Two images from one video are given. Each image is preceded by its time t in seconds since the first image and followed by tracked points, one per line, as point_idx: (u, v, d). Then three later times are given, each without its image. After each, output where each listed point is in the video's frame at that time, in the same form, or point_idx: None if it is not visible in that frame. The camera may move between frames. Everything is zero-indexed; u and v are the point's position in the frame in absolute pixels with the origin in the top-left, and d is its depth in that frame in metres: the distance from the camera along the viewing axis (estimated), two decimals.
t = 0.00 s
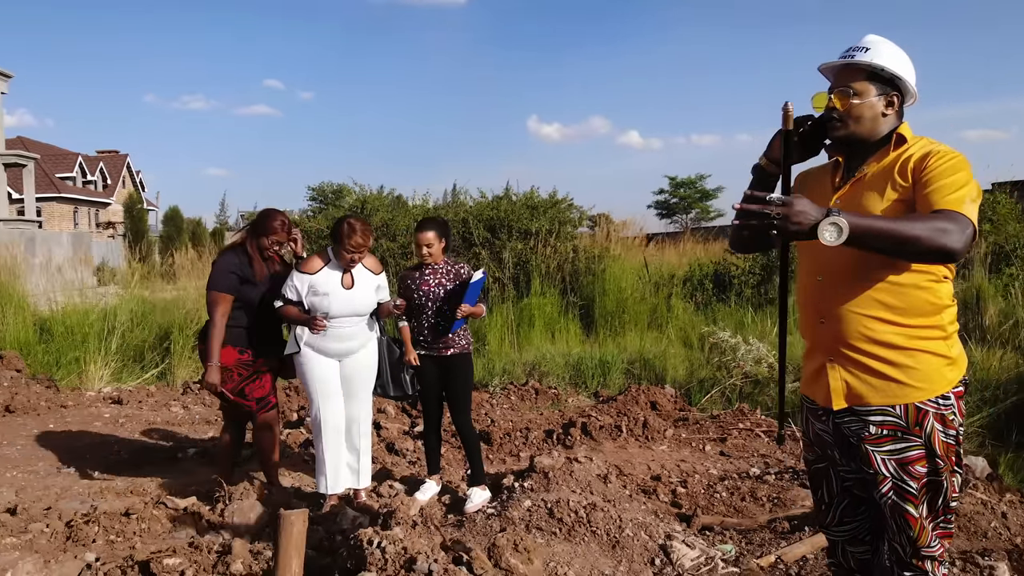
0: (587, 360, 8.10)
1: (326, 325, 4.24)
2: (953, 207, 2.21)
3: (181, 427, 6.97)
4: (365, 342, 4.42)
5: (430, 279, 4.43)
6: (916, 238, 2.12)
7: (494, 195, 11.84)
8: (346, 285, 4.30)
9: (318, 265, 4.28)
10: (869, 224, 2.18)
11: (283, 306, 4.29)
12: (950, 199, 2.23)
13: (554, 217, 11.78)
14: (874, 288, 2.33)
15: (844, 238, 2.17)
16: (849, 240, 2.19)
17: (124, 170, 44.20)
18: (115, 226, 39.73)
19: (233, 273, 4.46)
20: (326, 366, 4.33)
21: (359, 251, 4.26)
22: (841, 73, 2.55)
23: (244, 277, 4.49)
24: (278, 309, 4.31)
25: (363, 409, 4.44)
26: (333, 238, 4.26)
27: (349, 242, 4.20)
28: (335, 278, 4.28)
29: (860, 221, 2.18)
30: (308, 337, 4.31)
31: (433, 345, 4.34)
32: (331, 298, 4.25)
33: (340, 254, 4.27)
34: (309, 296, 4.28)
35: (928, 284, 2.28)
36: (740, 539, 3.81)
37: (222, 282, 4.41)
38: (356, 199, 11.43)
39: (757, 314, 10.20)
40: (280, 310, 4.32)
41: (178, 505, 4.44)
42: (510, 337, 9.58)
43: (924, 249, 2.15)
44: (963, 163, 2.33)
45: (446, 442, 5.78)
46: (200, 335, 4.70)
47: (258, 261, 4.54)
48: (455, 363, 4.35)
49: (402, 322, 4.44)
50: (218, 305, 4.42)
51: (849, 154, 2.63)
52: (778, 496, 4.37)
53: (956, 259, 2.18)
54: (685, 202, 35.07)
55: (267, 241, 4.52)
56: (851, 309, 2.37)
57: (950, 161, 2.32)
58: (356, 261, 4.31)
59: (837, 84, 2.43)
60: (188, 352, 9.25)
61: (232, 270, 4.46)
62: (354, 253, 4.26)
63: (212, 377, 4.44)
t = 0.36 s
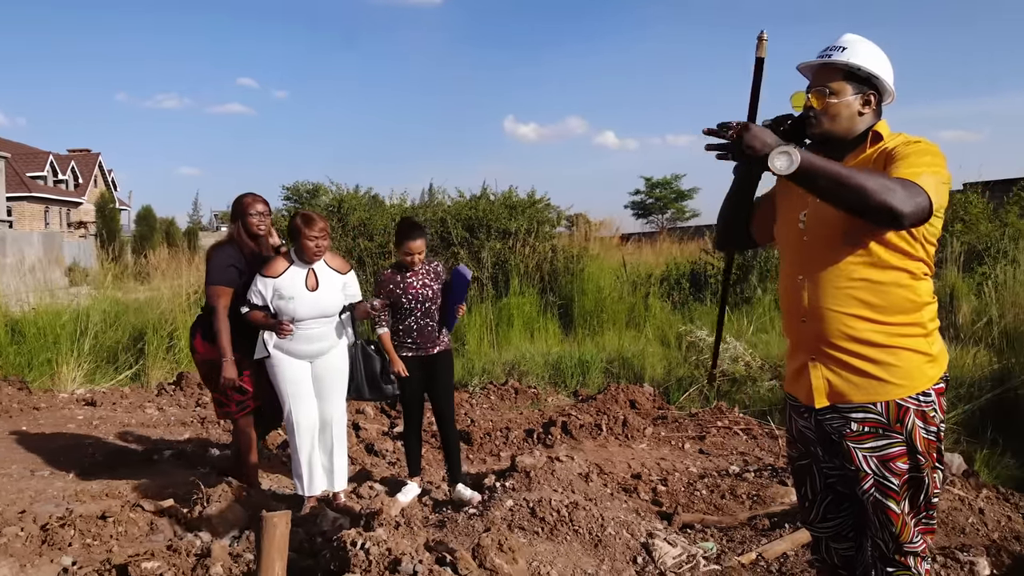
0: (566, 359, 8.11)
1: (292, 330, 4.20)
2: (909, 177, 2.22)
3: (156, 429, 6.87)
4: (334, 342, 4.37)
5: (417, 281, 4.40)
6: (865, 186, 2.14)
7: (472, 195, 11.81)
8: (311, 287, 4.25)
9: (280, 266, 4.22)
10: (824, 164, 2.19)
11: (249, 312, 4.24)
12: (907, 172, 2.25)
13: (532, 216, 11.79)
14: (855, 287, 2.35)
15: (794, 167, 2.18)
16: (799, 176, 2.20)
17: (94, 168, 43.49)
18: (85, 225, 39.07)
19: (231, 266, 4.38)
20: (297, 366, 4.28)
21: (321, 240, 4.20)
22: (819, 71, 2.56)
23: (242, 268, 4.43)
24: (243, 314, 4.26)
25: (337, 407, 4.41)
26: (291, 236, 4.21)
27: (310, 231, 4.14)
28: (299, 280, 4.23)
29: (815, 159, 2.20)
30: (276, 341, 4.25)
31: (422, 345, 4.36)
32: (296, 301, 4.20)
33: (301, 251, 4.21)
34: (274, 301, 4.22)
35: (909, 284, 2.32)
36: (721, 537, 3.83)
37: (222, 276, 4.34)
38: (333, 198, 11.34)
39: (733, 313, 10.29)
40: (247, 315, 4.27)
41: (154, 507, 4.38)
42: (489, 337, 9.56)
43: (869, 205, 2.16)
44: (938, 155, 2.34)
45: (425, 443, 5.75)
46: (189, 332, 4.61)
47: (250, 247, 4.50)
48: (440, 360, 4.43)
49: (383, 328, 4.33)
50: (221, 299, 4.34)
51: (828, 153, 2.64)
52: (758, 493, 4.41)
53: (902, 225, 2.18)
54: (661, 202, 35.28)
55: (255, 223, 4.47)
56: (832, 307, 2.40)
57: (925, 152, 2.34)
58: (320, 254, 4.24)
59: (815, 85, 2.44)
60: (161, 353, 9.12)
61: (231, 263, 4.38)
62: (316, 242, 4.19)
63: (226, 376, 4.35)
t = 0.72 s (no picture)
0: (557, 360, 8.11)
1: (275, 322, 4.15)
2: (928, 224, 2.17)
3: (145, 432, 6.82)
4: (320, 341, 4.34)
5: (430, 284, 4.29)
6: (889, 250, 2.13)
7: (462, 195, 11.80)
8: (293, 283, 4.23)
9: (262, 264, 4.21)
10: (849, 223, 2.17)
11: (232, 312, 4.22)
12: (922, 215, 2.18)
13: (522, 216, 11.79)
14: (839, 292, 2.35)
15: (817, 229, 2.17)
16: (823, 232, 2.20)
17: (81, 167, 43.18)
18: (71, 225, 38.77)
19: (218, 265, 4.41)
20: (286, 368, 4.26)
21: (301, 235, 4.18)
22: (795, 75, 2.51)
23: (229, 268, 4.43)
24: (227, 316, 4.24)
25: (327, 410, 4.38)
26: (270, 233, 4.18)
27: (290, 227, 4.12)
28: (281, 278, 4.21)
29: (841, 217, 2.18)
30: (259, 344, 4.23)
31: (434, 349, 4.26)
32: (279, 298, 4.18)
33: (281, 249, 4.19)
34: (257, 300, 4.20)
35: (893, 287, 2.30)
36: (713, 538, 3.83)
37: (208, 275, 4.37)
38: (322, 198, 11.30)
39: (723, 313, 10.32)
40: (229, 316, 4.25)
41: (143, 511, 4.31)
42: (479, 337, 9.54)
43: (893, 263, 2.14)
44: (929, 165, 2.27)
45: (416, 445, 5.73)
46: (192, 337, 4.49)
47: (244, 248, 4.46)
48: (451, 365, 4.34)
49: (395, 331, 4.21)
50: (206, 298, 4.37)
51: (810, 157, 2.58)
52: (749, 494, 4.42)
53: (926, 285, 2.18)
54: (650, 202, 35.36)
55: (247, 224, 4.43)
56: (818, 313, 2.40)
57: (912, 164, 2.27)
58: (301, 248, 4.22)
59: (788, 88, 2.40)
60: (150, 355, 9.05)
61: (218, 263, 4.41)
62: (297, 239, 4.17)
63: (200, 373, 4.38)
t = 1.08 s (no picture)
0: (551, 359, 8.12)
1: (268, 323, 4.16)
2: (919, 223, 2.16)
3: (138, 431, 6.81)
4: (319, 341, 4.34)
5: (447, 280, 4.28)
6: (881, 257, 2.13)
7: (457, 195, 11.82)
8: (288, 281, 4.23)
9: (256, 264, 4.21)
10: (839, 236, 2.18)
11: (229, 312, 4.26)
12: (911, 215, 2.18)
13: (517, 216, 11.81)
14: (821, 288, 2.35)
15: (808, 245, 2.18)
16: (814, 248, 2.21)
17: (76, 167, 43.10)
18: (67, 225, 38.68)
19: (208, 262, 4.44)
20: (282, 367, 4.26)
21: (294, 235, 4.17)
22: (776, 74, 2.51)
23: (218, 266, 4.44)
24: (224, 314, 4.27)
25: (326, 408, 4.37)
26: (263, 233, 4.17)
27: (281, 228, 4.11)
28: (275, 276, 4.21)
29: (830, 231, 2.19)
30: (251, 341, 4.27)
31: (446, 347, 4.25)
32: (273, 296, 4.18)
33: (275, 248, 4.18)
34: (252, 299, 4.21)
35: (876, 283, 2.31)
36: (703, 535, 3.84)
37: (197, 271, 4.41)
38: (317, 197, 11.30)
39: (717, 312, 10.33)
40: (227, 315, 4.28)
41: (134, 509, 4.30)
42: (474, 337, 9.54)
43: (889, 267, 2.14)
44: (914, 164, 2.27)
45: (409, 444, 5.73)
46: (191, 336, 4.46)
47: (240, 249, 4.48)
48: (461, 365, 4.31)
49: (406, 325, 4.19)
50: (193, 295, 4.41)
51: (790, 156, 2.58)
52: (740, 492, 4.44)
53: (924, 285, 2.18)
54: (646, 202, 35.39)
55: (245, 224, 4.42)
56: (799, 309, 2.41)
57: (896, 163, 2.27)
58: (293, 246, 4.21)
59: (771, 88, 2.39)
60: (144, 354, 9.03)
61: (207, 259, 4.45)
62: (288, 239, 4.16)
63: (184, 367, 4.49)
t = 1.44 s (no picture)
0: (544, 359, 8.13)
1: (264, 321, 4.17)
2: (889, 228, 2.18)
3: (130, 431, 6.81)
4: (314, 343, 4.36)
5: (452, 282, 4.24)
6: (853, 263, 2.15)
7: (451, 195, 11.83)
8: (289, 282, 4.22)
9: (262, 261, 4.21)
10: (811, 242, 2.20)
11: (234, 304, 4.26)
12: (881, 220, 2.20)
13: (512, 217, 11.85)
14: (789, 291, 2.37)
15: (780, 253, 2.20)
16: (787, 255, 2.23)
17: (72, 167, 43.04)
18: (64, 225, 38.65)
19: (192, 266, 4.37)
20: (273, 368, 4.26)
21: (304, 244, 4.18)
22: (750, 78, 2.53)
23: (203, 269, 4.38)
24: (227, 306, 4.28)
25: (315, 411, 4.38)
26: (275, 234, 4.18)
27: (293, 235, 4.11)
28: (279, 274, 4.21)
29: (802, 238, 2.20)
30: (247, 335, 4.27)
31: (452, 351, 4.20)
32: (273, 294, 4.19)
33: (284, 251, 4.20)
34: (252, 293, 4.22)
35: (845, 287, 2.33)
36: (689, 535, 3.86)
37: (182, 277, 4.35)
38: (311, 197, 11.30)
39: (711, 312, 10.36)
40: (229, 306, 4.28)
41: (123, 509, 4.32)
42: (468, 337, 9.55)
43: (861, 273, 2.15)
44: (885, 169, 2.30)
45: (400, 445, 5.74)
46: (182, 338, 4.44)
47: (224, 251, 4.43)
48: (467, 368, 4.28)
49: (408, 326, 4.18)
50: (181, 300, 4.36)
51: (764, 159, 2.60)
52: (728, 492, 4.47)
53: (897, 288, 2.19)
54: (642, 203, 35.43)
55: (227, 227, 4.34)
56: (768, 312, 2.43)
57: (866, 169, 2.29)
58: (304, 253, 4.23)
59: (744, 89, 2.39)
60: (138, 354, 9.02)
61: (191, 263, 4.37)
62: (299, 247, 4.18)
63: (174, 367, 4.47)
